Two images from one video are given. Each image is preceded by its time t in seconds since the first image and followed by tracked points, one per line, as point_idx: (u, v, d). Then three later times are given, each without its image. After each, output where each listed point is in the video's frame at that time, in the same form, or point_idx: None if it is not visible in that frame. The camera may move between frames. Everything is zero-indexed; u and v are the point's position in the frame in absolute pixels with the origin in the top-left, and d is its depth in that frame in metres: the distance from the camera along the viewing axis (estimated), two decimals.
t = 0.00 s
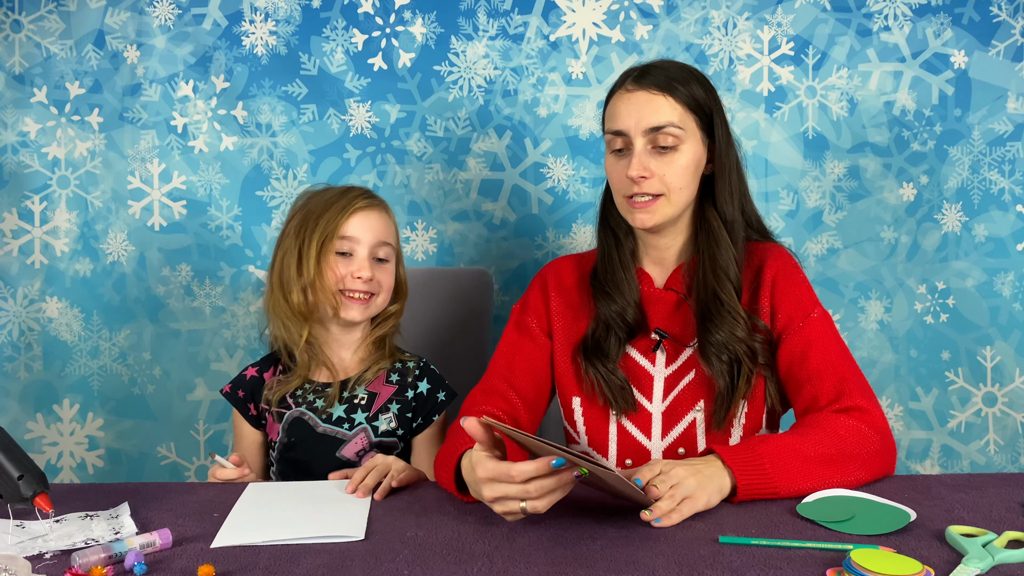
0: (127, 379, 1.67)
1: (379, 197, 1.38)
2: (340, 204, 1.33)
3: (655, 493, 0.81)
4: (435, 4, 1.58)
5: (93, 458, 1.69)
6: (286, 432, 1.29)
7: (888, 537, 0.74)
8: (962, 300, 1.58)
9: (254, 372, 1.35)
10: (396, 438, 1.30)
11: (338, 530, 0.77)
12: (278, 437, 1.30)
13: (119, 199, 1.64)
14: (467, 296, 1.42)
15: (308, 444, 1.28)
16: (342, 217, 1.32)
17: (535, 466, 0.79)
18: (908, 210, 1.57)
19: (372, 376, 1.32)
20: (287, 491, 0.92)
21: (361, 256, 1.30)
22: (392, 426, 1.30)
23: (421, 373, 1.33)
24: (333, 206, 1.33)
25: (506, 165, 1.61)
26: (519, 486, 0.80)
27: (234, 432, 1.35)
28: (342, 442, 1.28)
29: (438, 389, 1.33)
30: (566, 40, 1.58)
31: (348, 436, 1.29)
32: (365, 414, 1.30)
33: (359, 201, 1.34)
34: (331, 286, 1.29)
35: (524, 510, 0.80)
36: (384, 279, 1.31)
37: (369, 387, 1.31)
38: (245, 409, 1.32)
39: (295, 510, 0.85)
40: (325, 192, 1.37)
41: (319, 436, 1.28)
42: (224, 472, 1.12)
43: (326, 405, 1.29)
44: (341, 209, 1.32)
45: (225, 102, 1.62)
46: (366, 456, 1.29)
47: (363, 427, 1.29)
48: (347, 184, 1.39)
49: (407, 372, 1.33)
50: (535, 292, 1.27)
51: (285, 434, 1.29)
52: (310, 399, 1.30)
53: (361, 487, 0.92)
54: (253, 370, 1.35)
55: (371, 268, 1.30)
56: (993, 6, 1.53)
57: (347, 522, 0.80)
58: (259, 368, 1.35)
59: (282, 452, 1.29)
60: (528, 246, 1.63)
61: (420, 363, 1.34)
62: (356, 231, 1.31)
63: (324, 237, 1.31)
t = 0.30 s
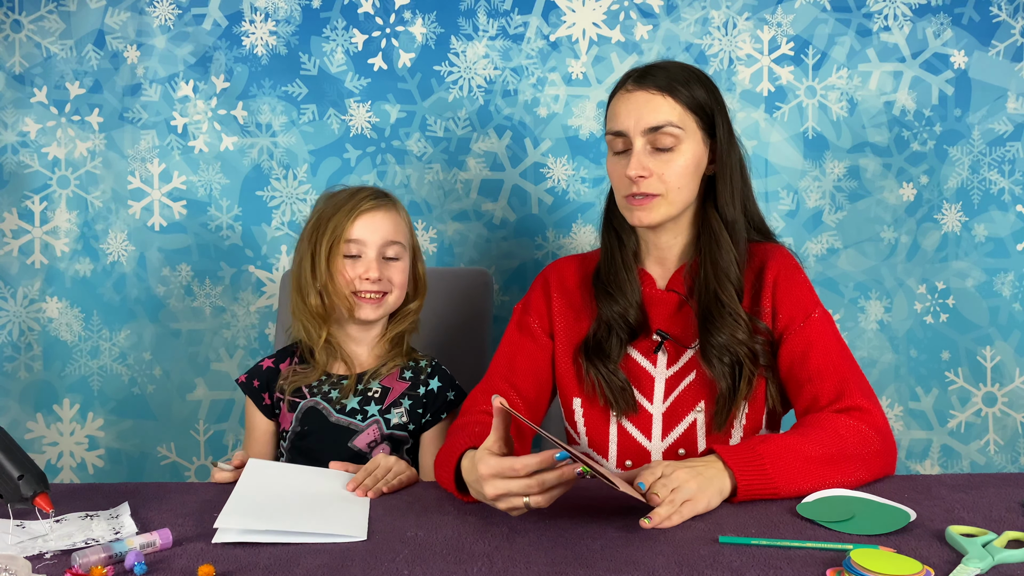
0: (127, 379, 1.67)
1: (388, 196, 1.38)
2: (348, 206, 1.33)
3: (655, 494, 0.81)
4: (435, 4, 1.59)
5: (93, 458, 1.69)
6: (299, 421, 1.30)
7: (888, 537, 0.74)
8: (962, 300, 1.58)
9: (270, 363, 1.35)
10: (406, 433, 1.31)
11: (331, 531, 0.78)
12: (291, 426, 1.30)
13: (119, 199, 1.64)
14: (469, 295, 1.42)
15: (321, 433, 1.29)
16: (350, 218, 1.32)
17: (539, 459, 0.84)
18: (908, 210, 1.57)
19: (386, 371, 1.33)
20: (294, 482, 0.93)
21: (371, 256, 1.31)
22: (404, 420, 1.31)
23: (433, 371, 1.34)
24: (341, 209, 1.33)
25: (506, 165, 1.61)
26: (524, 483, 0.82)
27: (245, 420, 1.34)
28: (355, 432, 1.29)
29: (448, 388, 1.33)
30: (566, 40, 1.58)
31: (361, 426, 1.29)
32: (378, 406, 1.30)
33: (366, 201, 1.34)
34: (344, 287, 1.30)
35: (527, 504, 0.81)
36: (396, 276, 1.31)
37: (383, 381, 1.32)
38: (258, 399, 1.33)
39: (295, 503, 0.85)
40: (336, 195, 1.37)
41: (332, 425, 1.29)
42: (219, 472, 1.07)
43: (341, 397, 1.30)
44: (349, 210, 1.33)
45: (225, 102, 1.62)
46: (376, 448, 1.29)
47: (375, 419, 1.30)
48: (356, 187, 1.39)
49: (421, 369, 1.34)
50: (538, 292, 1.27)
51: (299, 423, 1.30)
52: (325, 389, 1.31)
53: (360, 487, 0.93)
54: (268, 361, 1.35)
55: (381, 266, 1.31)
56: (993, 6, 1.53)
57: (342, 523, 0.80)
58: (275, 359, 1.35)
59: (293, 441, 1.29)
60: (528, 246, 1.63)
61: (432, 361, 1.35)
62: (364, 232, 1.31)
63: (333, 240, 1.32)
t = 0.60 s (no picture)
0: (127, 379, 1.67)
1: (378, 196, 1.37)
2: (338, 211, 1.33)
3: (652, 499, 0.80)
4: (435, 4, 1.59)
5: (93, 458, 1.69)
6: (307, 419, 1.30)
7: (888, 537, 0.74)
8: (962, 300, 1.58)
9: (279, 362, 1.36)
10: (413, 433, 1.31)
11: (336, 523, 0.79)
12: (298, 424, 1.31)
13: (119, 199, 1.64)
14: (469, 295, 1.42)
15: (329, 431, 1.29)
16: (340, 225, 1.31)
17: (538, 468, 0.83)
18: (908, 210, 1.57)
19: (395, 372, 1.34)
20: (289, 451, 0.92)
21: (364, 262, 1.31)
22: (411, 421, 1.31)
23: (440, 373, 1.35)
24: (330, 216, 1.33)
25: (506, 165, 1.61)
26: (519, 484, 0.82)
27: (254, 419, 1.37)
28: (362, 431, 1.29)
29: (455, 392, 1.35)
30: (566, 40, 1.58)
31: (368, 426, 1.30)
32: (385, 406, 1.31)
33: (355, 206, 1.33)
34: (340, 295, 1.31)
35: (524, 506, 0.81)
36: (390, 279, 1.31)
37: (391, 381, 1.33)
38: (268, 397, 1.34)
39: (295, 483, 0.85)
40: (329, 200, 1.37)
41: (340, 424, 1.29)
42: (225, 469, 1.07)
43: (349, 396, 1.31)
44: (339, 216, 1.32)
45: (225, 102, 1.62)
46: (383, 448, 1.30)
47: (383, 419, 1.30)
48: (345, 190, 1.37)
49: (428, 371, 1.35)
50: (541, 293, 1.27)
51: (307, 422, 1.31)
52: (333, 389, 1.32)
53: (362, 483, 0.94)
54: (277, 360, 1.36)
55: (374, 270, 1.31)
56: (993, 6, 1.53)
57: (347, 518, 0.81)
58: (284, 359, 1.37)
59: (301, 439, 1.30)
60: (528, 245, 1.63)
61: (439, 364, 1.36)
62: (354, 238, 1.31)
63: (326, 248, 1.31)
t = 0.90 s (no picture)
0: (127, 379, 1.67)
1: (384, 202, 1.35)
2: (345, 216, 1.31)
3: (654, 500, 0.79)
4: (435, 4, 1.59)
5: (93, 458, 1.69)
6: (299, 419, 1.29)
7: (888, 537, 0.74)
8: (962, 300, 1.58)
9: (271, 358, 1.36)
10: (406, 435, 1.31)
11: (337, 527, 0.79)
12: (290, 424, 1.30)
13: (119, 199, 1.64)
14: (471, 294, 1.42)
15: (320, 431, 1.29)
16: (347, 230, 1.29)
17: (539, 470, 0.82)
18: (908, 210, 1.57)
19: (388, 374, 1.32)
20: (283, 473, 0.93)
21: (368, 270, 1.29)
22: (404, 422, 1.30)
23: (433, 375, 1.34)
24: (337, 221, 1.31)
25: (506, 165, 1.61)
26: (520, 488, 0.82)
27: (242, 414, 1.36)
28: (355, 432, 1.29)
29: (448, 393, 1.33)
30: (566, 40, 1.58)
31: (361, 427, 1.29)
32: (378, 408, 1.30)
33: (359, 213, 1.31)
34: (341, 304, 1.29)
35: (524, 510, 0.80)
36: (392, 287, 1.29)
37: (384, 383, 1.32)
38: (258, 393, 1.33)
39: (293, 498, 0.86)
40: (335, 202, 1.35)
41: (332, 425, 1.29)
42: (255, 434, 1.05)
43: (342, 397, 1.30)
44: (346, 221, 1.30)
45: (225, 102, 1.62)
46: (376, 449, 1.29)
47: (376, 420, 1.29)
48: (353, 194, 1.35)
49: (421, 373, 1.33)
50: (543, 293, 1.27)
51: (298, 422, 1.29)
52: (326, 389, 1.31)
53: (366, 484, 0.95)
54: (269, 358, 1.36)
55: (379, 279, 1.29)
56: (993, 6, 1.53)
57: (347, 522, 0.81)
58: (275, 356, 1.36)
59: (292, 439, 1.29)
60: (528, 245, 1.63)
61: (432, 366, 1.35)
62: (360, 244, 1.29)
63: (330, 251, 1.29)
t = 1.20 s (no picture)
0: (127, 379, 1.67)
1: (372, 206, 1.34)
2: (336, 220, 1.29)
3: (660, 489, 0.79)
4: (435, 4, 1.59)
5: (93, 458, 1.69)
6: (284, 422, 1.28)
7: (888, 537, 0.74)
8: (962, 300, 1.58)
9: (257, 357, 1.34)
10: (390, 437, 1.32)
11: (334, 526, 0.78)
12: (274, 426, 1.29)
13: (119, 199, 1.64)
14: (470, 295, 1.43)
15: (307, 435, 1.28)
16: (338, 235, 1.28)
17: (541, 461, 0.83)
18: (908, 210, 1.57)
19: (373, 377, 1.33)
20: (284, 490, 0.92)
21: (358, 274, 1.27)
22: (389, 425, 1.32)
23: (417, 380, 1.34)
24: (328, 225, 1.29)
25: (506, 165, 1.61)
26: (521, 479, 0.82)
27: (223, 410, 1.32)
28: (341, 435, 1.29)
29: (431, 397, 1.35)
30: (566, 40, 1.58)
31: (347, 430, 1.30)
32: (365, 410, 1.31)
33: (349, 219, 1.29)
34: (329, 305, 1.28)
35: (527, 502, 0.81)
36: (382, 291, 1.28)
37: (370, 386, 1.32)
38: (246, 393, 1.30)
39: (294, 506, 0.85)
40: (322, 204, 1.33)
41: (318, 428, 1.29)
42: (315, 392, 1.07)
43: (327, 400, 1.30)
44: (337, 225, 1.29)
45: (225, 102, 1.62)
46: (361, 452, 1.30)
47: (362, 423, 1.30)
48: (341, 197, 1.34)
49: (405, 378, 1.34)
50: (542, 294, 1.27)
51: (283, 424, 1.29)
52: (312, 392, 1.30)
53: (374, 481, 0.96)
54: (255, 356, 1.34)
55: (369, 283, 1.27)
56: (993, 6, 1.53)
57: (344, 521, 0.80)
58: (262, 355, 1.34)
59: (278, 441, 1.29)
60: (528, 246, 1.63)
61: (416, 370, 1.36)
62: (352, 249, 1.27)
63: (321, 255, 1.28)
